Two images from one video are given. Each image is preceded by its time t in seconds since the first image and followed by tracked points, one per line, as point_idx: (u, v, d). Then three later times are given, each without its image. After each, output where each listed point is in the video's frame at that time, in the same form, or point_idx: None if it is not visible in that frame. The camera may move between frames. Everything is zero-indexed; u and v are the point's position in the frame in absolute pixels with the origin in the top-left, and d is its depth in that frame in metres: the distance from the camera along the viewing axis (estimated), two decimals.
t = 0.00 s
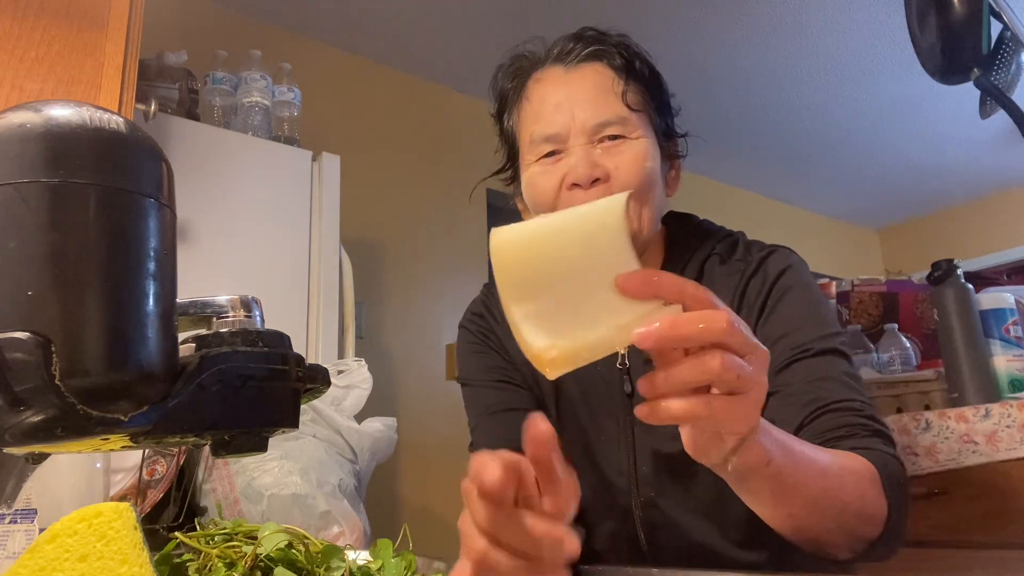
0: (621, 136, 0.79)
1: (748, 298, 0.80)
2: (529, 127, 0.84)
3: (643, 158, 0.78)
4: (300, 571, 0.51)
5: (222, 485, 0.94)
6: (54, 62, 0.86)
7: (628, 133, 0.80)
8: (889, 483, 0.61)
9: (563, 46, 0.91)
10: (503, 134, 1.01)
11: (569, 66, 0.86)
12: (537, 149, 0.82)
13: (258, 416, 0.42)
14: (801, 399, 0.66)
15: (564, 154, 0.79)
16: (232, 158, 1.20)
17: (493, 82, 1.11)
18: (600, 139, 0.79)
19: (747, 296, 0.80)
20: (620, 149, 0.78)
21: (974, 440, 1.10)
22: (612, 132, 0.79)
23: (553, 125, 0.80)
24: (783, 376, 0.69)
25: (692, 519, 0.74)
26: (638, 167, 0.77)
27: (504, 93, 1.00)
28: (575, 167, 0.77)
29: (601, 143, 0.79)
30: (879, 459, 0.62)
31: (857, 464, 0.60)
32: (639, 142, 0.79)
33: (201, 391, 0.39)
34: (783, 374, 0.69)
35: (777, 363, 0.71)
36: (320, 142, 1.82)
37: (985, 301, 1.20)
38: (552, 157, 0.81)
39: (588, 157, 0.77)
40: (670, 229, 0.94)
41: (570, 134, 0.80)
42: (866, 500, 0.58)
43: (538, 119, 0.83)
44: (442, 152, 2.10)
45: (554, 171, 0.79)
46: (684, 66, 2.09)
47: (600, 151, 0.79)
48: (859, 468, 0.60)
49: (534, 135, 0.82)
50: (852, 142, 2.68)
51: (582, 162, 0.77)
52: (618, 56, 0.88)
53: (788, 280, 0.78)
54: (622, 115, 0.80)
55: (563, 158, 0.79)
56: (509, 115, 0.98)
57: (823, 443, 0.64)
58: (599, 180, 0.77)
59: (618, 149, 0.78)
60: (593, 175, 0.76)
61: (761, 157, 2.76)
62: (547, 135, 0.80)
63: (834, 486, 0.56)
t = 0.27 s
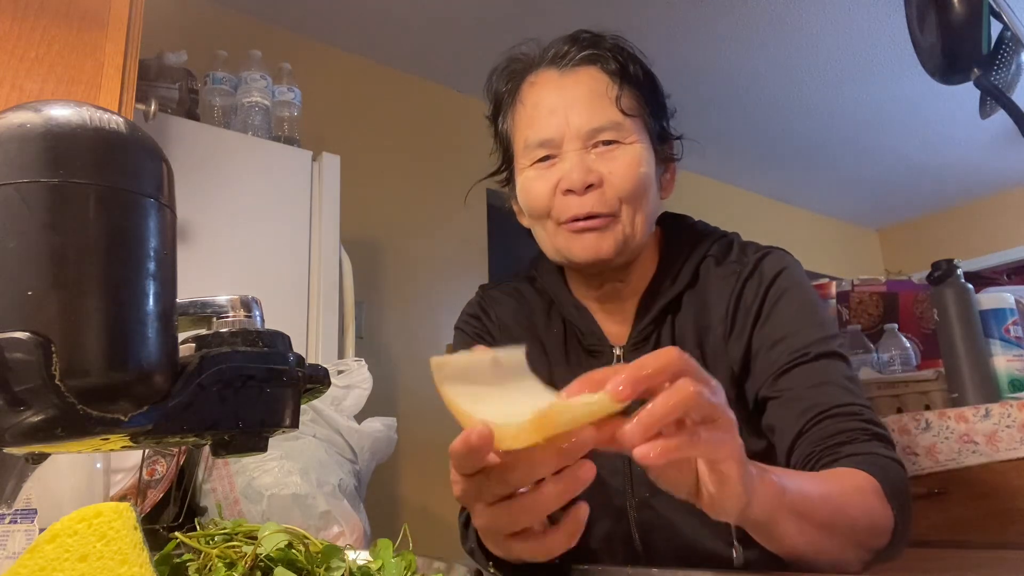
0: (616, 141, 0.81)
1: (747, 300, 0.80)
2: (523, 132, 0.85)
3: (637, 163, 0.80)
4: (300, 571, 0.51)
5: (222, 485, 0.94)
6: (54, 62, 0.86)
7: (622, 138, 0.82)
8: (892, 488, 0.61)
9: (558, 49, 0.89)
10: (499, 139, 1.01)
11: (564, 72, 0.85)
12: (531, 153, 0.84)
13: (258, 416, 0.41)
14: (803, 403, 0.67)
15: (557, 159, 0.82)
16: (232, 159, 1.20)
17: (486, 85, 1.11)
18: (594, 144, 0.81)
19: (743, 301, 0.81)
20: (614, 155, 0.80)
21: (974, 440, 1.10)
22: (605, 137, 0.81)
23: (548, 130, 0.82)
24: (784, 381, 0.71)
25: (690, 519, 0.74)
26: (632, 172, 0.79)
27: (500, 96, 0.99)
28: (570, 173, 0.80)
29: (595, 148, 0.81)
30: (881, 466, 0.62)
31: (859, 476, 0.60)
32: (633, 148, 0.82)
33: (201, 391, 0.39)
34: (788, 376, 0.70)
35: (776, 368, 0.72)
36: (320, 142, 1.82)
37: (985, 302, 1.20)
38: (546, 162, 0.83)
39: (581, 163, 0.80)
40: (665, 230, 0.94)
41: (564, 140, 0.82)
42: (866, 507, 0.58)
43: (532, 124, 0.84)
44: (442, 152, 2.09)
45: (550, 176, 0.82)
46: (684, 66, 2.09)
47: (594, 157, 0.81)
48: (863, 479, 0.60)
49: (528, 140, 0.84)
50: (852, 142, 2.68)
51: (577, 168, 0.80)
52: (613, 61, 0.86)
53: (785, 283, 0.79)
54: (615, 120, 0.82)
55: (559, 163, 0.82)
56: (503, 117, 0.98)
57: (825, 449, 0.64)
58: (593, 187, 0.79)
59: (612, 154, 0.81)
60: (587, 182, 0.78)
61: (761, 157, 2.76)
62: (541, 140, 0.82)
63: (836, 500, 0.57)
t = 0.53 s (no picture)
0: (615, 144, 0.82)
1: (745, 301, 0.81)
2: (522, 136, 0.85)
3: (638, 166, 0.81)
4: (300, 571, 0.51)
5: (222, 485, 0.94)
6: (54, 62, 0.86)
7: (622, 141, 0.82)
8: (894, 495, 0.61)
9: (555, 52, 0.89)
10: (497, 141, 1.01)
11: (561, 76, 0.85)
12: (530, 158, 0.84)
13: (258, 416, 0.41)
14: (805, 407, 0.67)
15: (556, 164, 0.82)
16: (232, 159, 1.20)
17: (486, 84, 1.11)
18: (593, 148, 0.81)
19: (742, 303, 0.81)
20: (614, 159, 0.81)
21: (974, 440, 1.10)
22: (605, 140, 0.81)
23: (545, 135, 0.82)
24: (782, 384, 0.71)
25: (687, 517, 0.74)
26: (632, 176, 0.80)
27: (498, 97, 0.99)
28: (569, 177, 0.80)
29: (594, 151, 0.81)
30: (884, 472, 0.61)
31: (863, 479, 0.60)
32: (634, 151, 0.82)
33: (201, 391, 0.39)
34: (788, 377, 0.70)
35: (774, 371, 0.73)
36: (320, 142, 1.82)
37: (985, 301, 1.20)
38: (545, 165, 0.83)
39: (581, 167, 0.80)
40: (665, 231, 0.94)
41: (563, 144, 0.81)
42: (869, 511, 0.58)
43: (529, 128, 0.84)
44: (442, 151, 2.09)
45: (549, 180, 0.82)
46: (683, 66, 2.09)
47: (594, 161, 0.81)
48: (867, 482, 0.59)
49: (527, 144, 0.84)
50: (852, 142, 2.68)
51: (576, 172, 0.80)
52: (610, 65, 0.86)
53: (784, 284, 0.79)
54: (614, 125, 0.81)
55: (557, 167, 0.82)
56: (503, 122, 0.97)
57: (827, 451, 0.64)
58: (593, 191, 0.80)
59: (611, 157, 0.81)
60: (587, 186, 0.79)
61: (761, 157, 2.76)
62: (541, 144, 0.82)
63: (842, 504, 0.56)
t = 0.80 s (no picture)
0: (614, 144, 0.81)
1: (745, 300, 0.81)
2: (522, 135, 0.85)
3: (637, 166, 0.80)
4: (300, 571, 0.51)
5: (222, 485, 0.94)
6: (54, 63, 0.86)
7: (622, 141, 0.82)
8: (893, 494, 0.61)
9: (555, 51, 0.90)
10: (498, 139, 1.01)
11: (561, 74, 0.85)
12: (529, 157, 0.84)
13: (258, 416, 0.41)
14: (806, 406, 0.67)
15: (556, 164, 0.82)
16: (232, 159, 1.20)
17: (485, 84, 1.11)
18: (593, 148, 0.81)
19: (742, 302, 0.81)
20: (614, 159, 0.80)
21: (974, 440, 1.10)
22: (605, 140, 0.81)
23: (545, 134, 0.82)
24: (782, 382, 0.71)
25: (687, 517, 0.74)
26: (631, 176, 0.79)
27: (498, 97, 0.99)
28: (568, 177, 0.80)
29: (594, 151, 0.81)
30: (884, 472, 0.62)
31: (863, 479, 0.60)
32: (633, 151, 0.81)
33: (201, 391, 0.39)
34: (788, 376, 0.70)
35: (773, 370, 0.73)
36: (320, 142, 1.82)
37: (985, 301, 1.20)
38: (544, 165, 0.83)
39: (581, 166, 0.80)
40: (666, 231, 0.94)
41: (562, 144, 0.81)
42: (866, 511, 0.58)
43: (530, 128, 0.84)
44: (442, 151, 2.10)
45: (549, 180, 0.82)
46: (683, 67, 2.09)
47: (593, 161, 0.80)
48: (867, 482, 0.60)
49: (527, 144, 0.84)
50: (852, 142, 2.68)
51: (576, 172, 0.79)
52: (611, 65, 0.86)
53: (783, 284, 0.79)
54: (614, 124, 0.81)
55: (557, 167, 0.82)
56: (503, 121, 0.97)
57: (825, 450, 0.64)
58: (593, 191, 0.79)
59: (611, 157, 0.81)
60: (587, 186, 0.79)
61: (761, 157, 2.76)
62: (540, 143, 0.82)
63: (841, 504, 0.56)
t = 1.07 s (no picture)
0: (611, 137, 0.81)
1: (744, 294, 0.81)
2: (520, 129, 0.85)
3: (634, 159, 0.80)
4: (300, 571, 0.51)
5: (222, 485, 0.94)
6: (54, 62, 0.86)
7: (618, 134, 0.81)
8: (890, 485, 0.61)
9: (552, 46, 0.91)
10: (496, 136, 1.01)
11: (557, 69, 0.86)
12: (526, 152, 0.84)
13: (258, 416, 0.41)
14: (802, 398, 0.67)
15: (552, 157, 0.81)
16: (232, 158, 1.20)
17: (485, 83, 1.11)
18: (589, 141, 0.81)
19: (740, 296, 0.81)
20: (610, 152, 0.80)
21: (974, 440, 1.10)
22: (601, 133, 0.81)
23: (541, 128, 0.82)
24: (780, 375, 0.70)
25: (686, 516, 0.74)
26: (628, 168, 0.79)
27: (496, 94, 0.99)
28: (565, 170, 0.79)
29: (590, 145, 0.81)
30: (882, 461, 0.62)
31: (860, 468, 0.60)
32: (630, 144, 0.81)
33: (201, 391, 0.39)
34: (784, 369, 0.70)
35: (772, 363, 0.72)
36: (320, 142, 1.82)
37: (985, 301, 1.20)
38: (541, 160, 0.83)
39: (577, 160, 0.79)
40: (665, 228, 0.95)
41: (558, 137, 0.81)
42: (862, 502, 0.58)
43: (527, 121, 0.84)
44: (442, 151, 2.10)
45: (546, 174, 0.82)
46: (683, 67, 2.09)
47: (589, 154, 0.80)
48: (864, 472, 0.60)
49: (524, 139, 0.84)
50: (853, 142, 2.68)
51: (572, 165, 0.79)
52: (606, 57, 0.87)
53: (782, 275, 0.78)
54: (610, 117, 0.81)
55: (553, 161, 0.81)
56: (501, 117, 0.98)
57: (824, 441, 0.64)
58: (589, 184, 0.79)
59: (607, 151, 0.80)
60: (582, 179, 0.78)
61: (762, 157, 2.76)
62: (537, 137, 0.82)
63: (837, 493, 0.57)
